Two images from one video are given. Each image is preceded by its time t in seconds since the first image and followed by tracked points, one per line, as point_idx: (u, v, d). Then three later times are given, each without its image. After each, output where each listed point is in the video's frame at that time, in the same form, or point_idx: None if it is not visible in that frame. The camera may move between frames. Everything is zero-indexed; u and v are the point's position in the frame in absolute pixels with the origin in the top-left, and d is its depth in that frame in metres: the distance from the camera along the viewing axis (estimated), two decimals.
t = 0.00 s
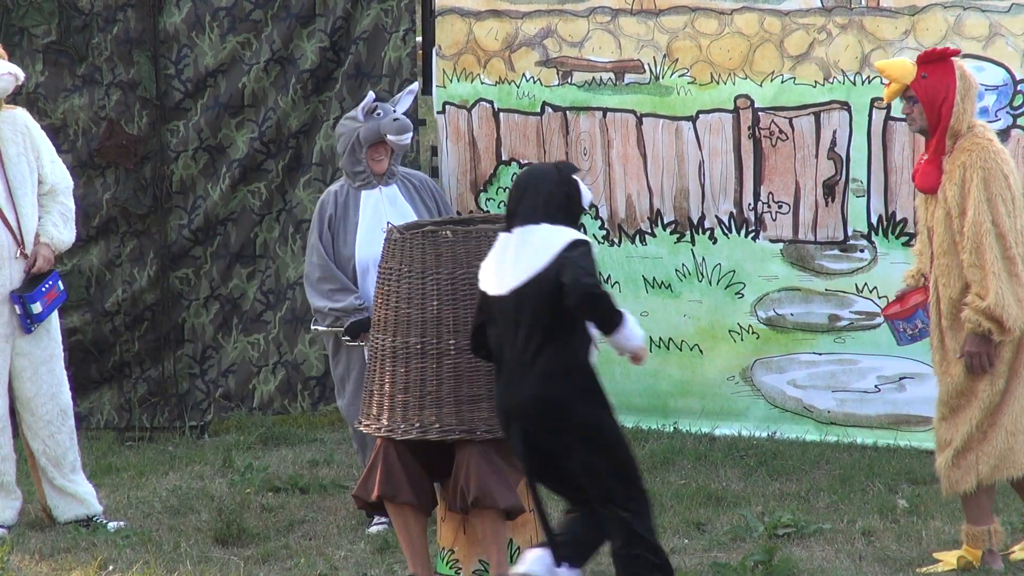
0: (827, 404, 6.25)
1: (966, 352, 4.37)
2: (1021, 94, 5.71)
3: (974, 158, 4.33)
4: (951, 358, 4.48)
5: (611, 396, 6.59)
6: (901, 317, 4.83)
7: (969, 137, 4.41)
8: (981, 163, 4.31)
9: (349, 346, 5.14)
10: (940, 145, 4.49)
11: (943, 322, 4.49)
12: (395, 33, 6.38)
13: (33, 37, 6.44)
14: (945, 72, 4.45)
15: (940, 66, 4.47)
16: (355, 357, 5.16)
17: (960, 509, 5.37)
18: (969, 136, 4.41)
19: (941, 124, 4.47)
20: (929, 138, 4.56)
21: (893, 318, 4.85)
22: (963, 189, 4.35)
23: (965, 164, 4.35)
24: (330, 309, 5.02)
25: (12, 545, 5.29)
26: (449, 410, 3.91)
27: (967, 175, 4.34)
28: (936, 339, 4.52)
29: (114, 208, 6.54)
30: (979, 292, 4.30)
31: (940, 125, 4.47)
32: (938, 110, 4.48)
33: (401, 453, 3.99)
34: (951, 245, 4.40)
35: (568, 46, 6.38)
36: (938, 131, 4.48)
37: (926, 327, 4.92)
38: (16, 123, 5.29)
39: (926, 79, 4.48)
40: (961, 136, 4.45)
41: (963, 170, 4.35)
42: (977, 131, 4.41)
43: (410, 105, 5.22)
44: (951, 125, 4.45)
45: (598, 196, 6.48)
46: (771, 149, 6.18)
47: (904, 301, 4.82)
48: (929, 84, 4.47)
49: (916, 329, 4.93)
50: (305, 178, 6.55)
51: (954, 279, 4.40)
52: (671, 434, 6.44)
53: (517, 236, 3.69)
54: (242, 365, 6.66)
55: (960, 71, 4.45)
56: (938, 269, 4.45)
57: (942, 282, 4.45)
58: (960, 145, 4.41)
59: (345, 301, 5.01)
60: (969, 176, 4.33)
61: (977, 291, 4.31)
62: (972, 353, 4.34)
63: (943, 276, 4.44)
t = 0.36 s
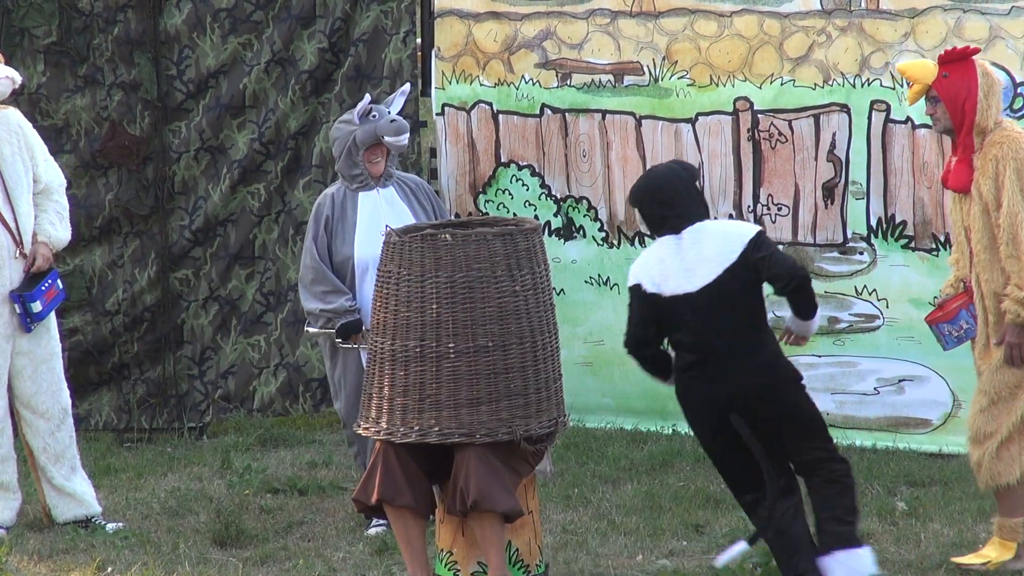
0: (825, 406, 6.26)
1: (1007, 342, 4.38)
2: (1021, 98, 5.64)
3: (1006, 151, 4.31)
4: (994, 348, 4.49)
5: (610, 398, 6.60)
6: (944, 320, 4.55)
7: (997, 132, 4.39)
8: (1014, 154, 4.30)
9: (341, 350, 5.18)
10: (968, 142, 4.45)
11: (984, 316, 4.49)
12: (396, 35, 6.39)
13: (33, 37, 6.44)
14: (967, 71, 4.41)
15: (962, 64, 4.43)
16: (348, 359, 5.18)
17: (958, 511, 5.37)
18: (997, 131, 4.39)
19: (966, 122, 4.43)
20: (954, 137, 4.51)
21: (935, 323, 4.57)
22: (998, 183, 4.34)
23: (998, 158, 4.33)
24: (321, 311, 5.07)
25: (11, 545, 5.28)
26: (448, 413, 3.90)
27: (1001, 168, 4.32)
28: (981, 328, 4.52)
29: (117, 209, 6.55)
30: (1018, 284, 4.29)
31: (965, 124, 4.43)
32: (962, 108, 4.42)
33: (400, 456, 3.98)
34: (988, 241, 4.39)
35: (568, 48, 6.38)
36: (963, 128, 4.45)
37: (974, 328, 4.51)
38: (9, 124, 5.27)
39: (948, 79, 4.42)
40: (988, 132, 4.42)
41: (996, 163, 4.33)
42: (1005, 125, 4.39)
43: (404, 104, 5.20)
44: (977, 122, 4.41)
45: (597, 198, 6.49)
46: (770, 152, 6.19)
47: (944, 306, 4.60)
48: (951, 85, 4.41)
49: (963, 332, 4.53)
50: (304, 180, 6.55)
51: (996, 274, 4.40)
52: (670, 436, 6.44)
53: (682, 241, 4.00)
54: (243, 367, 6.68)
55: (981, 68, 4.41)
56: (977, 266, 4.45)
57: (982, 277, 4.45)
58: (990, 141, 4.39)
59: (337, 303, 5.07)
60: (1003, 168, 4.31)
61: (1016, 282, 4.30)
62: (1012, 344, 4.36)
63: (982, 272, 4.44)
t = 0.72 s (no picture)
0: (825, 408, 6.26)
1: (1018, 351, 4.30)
2: None
3: (1019, 157, 4.24)
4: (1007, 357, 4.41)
5: (610, 401, 6.61)
6: (955, 324, 4.65)
7: (1010, 136, 4.33)
8: None
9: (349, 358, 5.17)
10: (980, 146, 4.40)
11: (997, 322, 4.43)
12: (397, 37, 6.40)
13: (34, 39, 6.40)
14: (982, 74, 4.36)
15: (975, 68, 4.38)
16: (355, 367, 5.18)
17: (958, 513, 5.36)
18: (1009, 136, 4.33)
19: (978, 127, 4.38)
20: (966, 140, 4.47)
21: (948, 327, 4.68)
22: (1009, 189, 4.27)
23: (1010, 163, 4.26)
24: (330, 320, 5.07)
25: (9, 548, 5.27)
26: (449, 415, 3.89)
27: (1013, 174, 4.25)
28: (991, 334, 4.45)
29: (120, 210, 6.53)
30: None
31: (976, 128, 4.39)
32: (975, 111, 4.38)
33: (400, 459, 3.97)
34: (1000, 246, 4.33)
35: (567, 50, 6.37)
36: (976, 132, 4.39)
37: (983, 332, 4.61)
38: None
39: (961, 82, 4.39)
40: (1001, 136, 4.36)
41: (1008, 168, 4.26)
42: (1017, 130, 4.33)
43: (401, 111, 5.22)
44: (990, 126, 4.36)
45: (597, 201, 6.49)
46: (770, 153, 6.17)
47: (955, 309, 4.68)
48: (963, 87, 4.39)
49: (973, 336, 4.63)
50: (305, 182, 6.57)
51: (1007, 279, 4.33)
52: (669, 438, 6.44)
53: (750, 210, 4.29)
54: (243, 370, 6.67)
55: (994, 72, 4.36)
56: (988, 271, 4.39)
57: (993, 282, 4.38)
58: (1002, 145, 4.33)
59: (344, 312, 5.07)
60: (1015, 173, 4.24)
61: None
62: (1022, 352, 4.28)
63: (993, 278, 4.37)
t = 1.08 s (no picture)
0: (824, 413, 6.27)
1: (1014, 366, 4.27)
2: None
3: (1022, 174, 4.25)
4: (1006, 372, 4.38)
5: (609, 405, 6.62)
6: (953, 334, 4.65)
7: (1014, 151, 4.33)
8: None
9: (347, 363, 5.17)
10: (983, 160, 4.40)
11: (997, 336, 4.43)
12: (398, 41, 6.52)
13: (35, 42, 6.36)
14: (986, 88, 4.35)
15: (981, 82, 4.37)
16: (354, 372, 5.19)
17: (956, 518, 5.36)
18: (1014, 151, 4.34)
19: (982, 141, 4.38)
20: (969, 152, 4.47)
21: (945, 336, 4.67)
22: (1012, 206, 4.28)
23: (1013, 180, 4.27)
24: (326, 325, 5.07)
25: (8, 551, 5.27)
26: (448, 419, 3.89)
27: (1016, 191, 4.26)
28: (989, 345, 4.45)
29: (121, 212, 6.52)
30: None
31: (980, 142, 4.39)
32: (979, 125, 4.37)
33: (399, 463, 3.97)
34: (1001, 261, 4.33)
35: (567, 54, 6.39)
36: (979, 146, 4.39)
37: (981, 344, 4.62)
38: None
39: (964, 95, 4.37)
40: (1004, 150, 4.37)
41: (1011, 187, 4.27)
42: (1021, 144, 4.34)
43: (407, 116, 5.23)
44: (994, 140, 4.36)
45: (597, 205, 6.49)
46: (770, 158, 6.18)
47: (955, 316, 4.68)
48: (968, 100, 4.36)
49: (971, 347, 4.64)
50: (305, 186, 6.61)
51: (1007, 294, 4.33)
52: (667, 443, 6.45)
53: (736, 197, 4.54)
54: (243, 373, 6.70)
55: (999, 86, 4.35)
56: (988, 285, 4.39)
57: (993, 297, 4.38)
58: (1006, 160, 4.34)
59: (341, 318, 5.07)
60: (1018, 192, 4.25)
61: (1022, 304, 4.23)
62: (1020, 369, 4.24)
63: (993, 292, 4.38)
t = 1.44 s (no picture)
0: (825, 418, 6.27)
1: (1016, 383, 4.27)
2: None
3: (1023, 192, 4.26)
4: (1007, 388, 4.38)
5: (611, 410, 6.61)
6: (951, 345, 4.55)
7: (1016, 167, 4.34)
8: None
9: (347, 370, 5.20)
10: (985, 176, 4.41)
11: (998, 349, 4.43)
12: (400, 46, 6.60)
13: (38, 46, 6.35)
14: (987, 106, 4.34)
15: (983, 98, 4.36)
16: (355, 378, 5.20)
17: (957, 524, 5.36)
18: (1016, 167, 4.34)
19: (985, 157, 4.39)
20: (972, 167, 4.48)
21: (943, 345, 4.57)
22: (1014, 225, 4.29)
23: (1014, 199, 4.28)
24: (327, 331, 5.08)
25: (9, 555, 5.27)
26: (448, 425, 3.89)
27: (1017, 210, 4.27)
28: (989, 359, 4.47)
29: (124, 217, 6.52)
30: None
31: (982, 158, 4.39)
32: (982, 142, 4.37)
33: (400, 469, 3.96)
34: (1002, 277, 4.34)
35: (568, 60, 6.41)
36: (981, 162, 4.40)
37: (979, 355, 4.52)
38: None
39: (967, 112, 4.37)
40: (1007, 167, 4.37)
41: (1012, 207, 4.29)
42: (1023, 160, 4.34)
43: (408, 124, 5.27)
44: (996, 157, 4.36)
45: (600, 210, 6.48)
46: (772, 163, 6.19)
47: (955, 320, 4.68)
48: (971, 117, 4.36)
49: (969, 358, 4.54)
50: (307, 192, 6.63)
51: (1008, 310, 4.35)
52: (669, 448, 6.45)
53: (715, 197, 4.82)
54: (245, 378, 6.71)
55: (1001, 103, 4.33)
56: (989, 299, 4.40)
57: (995, 312, 4.40)
58: (1008, 177, 4.35)
59: (343, 323, 5.07)
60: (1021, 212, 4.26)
61: None
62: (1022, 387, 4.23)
63: (995, 308, 4.39)
